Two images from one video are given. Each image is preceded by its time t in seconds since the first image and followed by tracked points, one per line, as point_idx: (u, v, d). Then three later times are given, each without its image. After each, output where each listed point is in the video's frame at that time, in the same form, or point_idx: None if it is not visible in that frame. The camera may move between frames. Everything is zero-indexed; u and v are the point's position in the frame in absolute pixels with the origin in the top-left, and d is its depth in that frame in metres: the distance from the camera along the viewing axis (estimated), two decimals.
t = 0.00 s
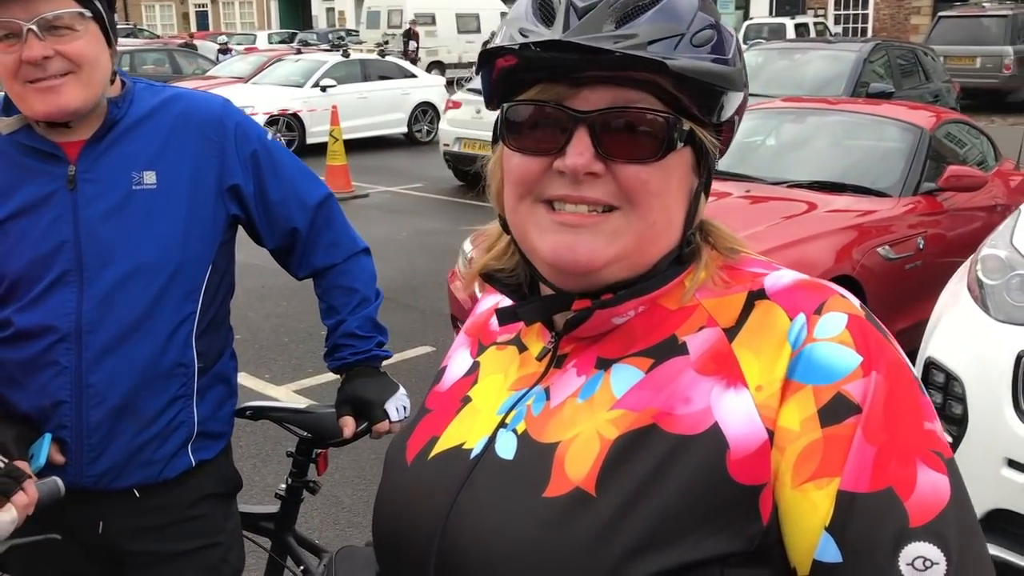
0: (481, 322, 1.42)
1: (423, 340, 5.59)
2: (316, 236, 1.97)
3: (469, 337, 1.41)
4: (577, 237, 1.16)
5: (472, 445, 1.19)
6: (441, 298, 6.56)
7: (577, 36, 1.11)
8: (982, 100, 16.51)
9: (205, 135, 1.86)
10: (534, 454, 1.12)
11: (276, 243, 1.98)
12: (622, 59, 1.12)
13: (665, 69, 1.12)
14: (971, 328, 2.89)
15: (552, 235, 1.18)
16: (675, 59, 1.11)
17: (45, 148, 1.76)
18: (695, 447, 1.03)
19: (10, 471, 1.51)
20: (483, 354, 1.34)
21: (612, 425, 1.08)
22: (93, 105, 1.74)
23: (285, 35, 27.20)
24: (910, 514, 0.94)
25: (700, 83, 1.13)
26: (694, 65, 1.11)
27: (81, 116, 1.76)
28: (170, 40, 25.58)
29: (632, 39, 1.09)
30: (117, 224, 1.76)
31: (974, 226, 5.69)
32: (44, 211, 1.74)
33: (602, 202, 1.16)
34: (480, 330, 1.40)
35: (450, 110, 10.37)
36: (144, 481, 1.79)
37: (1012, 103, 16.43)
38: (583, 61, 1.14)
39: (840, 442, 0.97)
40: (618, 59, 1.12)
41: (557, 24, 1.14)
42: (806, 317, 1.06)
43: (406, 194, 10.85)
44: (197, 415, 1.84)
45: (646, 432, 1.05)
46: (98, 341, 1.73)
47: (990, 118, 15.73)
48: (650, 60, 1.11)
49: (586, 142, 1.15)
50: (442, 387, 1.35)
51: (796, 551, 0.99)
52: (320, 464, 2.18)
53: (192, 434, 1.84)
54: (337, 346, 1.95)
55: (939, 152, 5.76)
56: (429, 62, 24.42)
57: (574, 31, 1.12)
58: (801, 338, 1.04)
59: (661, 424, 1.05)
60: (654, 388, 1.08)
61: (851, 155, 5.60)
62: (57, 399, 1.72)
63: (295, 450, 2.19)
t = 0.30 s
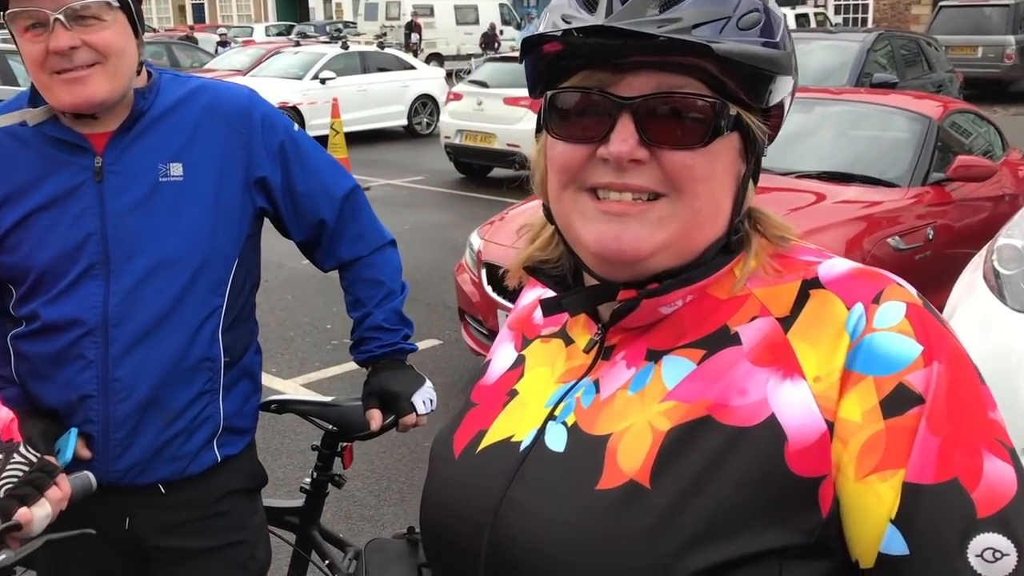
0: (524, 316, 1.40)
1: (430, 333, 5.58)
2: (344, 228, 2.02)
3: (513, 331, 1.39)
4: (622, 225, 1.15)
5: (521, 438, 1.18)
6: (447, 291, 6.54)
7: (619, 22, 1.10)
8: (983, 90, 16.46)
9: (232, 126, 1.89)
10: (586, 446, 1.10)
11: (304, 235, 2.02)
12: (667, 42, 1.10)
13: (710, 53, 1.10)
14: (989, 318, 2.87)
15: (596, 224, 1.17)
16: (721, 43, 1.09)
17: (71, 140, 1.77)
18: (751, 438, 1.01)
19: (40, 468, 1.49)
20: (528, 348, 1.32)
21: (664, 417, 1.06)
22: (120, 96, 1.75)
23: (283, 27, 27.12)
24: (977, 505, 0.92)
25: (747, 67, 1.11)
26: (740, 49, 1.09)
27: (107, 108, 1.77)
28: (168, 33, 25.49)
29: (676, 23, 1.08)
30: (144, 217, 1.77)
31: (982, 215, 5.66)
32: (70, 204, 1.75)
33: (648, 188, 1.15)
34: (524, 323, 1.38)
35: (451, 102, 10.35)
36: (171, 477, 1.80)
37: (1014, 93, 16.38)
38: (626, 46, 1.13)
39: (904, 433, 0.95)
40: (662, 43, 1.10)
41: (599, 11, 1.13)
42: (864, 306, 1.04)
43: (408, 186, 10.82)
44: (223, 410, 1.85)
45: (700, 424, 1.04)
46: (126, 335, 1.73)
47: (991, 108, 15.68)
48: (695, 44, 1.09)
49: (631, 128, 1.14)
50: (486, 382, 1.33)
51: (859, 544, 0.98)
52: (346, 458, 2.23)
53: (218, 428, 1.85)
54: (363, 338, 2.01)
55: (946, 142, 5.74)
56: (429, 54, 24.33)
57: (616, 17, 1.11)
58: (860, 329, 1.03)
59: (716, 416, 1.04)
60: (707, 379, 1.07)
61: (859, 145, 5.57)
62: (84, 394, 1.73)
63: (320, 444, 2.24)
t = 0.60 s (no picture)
0: (597, 303, 1.40)
1: (499, 325, 5.61)
2: (419, 217, 2.08)
3: (585, 318, 1.39)
4: (693, 211, 1.14)
5: (589, 423, 1.19)
6: (517, 283, 6.57)
7: (685, 5, 1.10)
8: None
9: (311, 116, 1.94)
10: (654, 435, 1.11)
11: (380, 225, 2.08)
12: (736, 27, 1.10)
13: (778, 37, 1.09)
14: None
15: (666, 211, 1.16)
16: (789, 25, 1.08)
17: (156, 127, 1.83)
18: (822, 430, 1.01)
19: (122, 444, 1.53)
20: (600, 335, 1.32)
21: (734, 407, 1.07)
22: (205, 87, 1.81)
23: (359, 21, 27.47)
24: None
25: (818, 49, 1.10)
26: (812, 31, 1.08)
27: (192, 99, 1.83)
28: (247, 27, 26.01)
29: (743, 6, 1.08)
30: (225, 203, 1.82)
31: None
32: (155, 191, 1.82)
33: (718, 173, 1.14)
34: (596, 310, 1.38)
35: (524, 96, 10.37)
36: (247, 459, 1.85)
37: None
38: (696, 30, 1.13)
39: (986, 432, 0.94)
40: (728, 27, 1.10)
41: None
42: (947, 301, 1.01)
43: (480, 180, 10.89)
44: (297, 396, 1.90)
45: (770, 415, 1.04)
46: (206, 318, 1.79)
47: None
48: (765, 28, 1.08)
49: (699, 113, 1.14)
50: (557, 367, 1.34)
51: (937, 543, 0.97)
52: (417, 445, 2.26)
53: (293, 413, 1.89)
54: (436, 328, 2.10)
55: None
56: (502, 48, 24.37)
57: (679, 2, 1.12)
58: (941, 325, 1.00)
59: (788, 407, 1.04)
60: (780, 370, 1.06)
61: (941, 140, 5.42)
62: (165, 374, 1.79)
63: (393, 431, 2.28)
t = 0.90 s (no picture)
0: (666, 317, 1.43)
1: (618, 327, 5.64)
2: (521, 223, 2.15)
3: (656, 332, 1.42)
4: (760, 238, 1.15)
5: (646, 434, 1.23)
6: (640, 285, 6.57)
7: (765, 33, 1.10)
8: None
9: (421, 124, 2.04)
10: (703, 448, 1.15)
11: (483, 229, 2.16)
12: (811, 56, 1.09)
13: (854, 68, 1.09)
14: None
15: (733, 234, 1.18)
16: (866, 57, 1.08)
17: (279, 133, 1.97)
18: (863, 455, 1.02)
19: (229, 430, 1.62)
20: (666, 348, 1.36)
21: (782, 427, 1.09)
22: (322, 95, 1.93)
23: (501, 20, 27.89)
24: None
25: (893, 80, 1.09)
26: (888, 63, 1.08)
27: (311, 106, 1.96)
28: (394, 26, 26.76)
29: (823, 36, 1.07)
30: (338, 206, 1.94)
31: None
32: (275, 193, 1.95)
33: (788, 199, 1.15)
34: (666, 324, 1.41)
35: (659, 97, 10.31)
36: (349, 447, 1.97)
37: None
38: (771, 58, 1.12)
39: None
40: (806, 56, 1.09)
41: (744, 21, 1.13)
42: (1000, 336, 1.01)
43: (611, 180, 10.90)
44: (399, 389, 2.01)
45: (817, 437, 1.06)
46: (318, 313, 1.91)
47: None
48: (840, 59, 1.08)
49: (771, 139, 1.14)
50: (624, 378, 1.38)
51: None
52: (513, 443, 2.32)
53: (394, 405, 2.00)
54: (533, 330, 2.16)
55: None
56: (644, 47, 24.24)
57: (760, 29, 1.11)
58: (991, 359, 1.00)
59: (833, 431, 1.05)
60: (830, 394, 1.08)
61: None
62: (278, 363, 1.92)
63: (490, 428, 2.35)
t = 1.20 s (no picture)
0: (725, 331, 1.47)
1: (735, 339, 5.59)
2: (615, 229, 2.22)
3: (713, 345, 1.47)
4: (806, 257, 1.19)
5: (692, 439, 1.29)
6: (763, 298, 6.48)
7: (815, 64, 1.13)
8: None
9: (522, 133, 2.13)
10: (742, 453, 1.19)
11: (578, 235, 2.23)
12: (860, 85, 1.12)
13: (903, 97, 1.11)
14: None
15: (782, 251, 1.22)
16: (916, 87, 1.10)
17: (388, 140, 2.10)
18: (892, 468, 1.05)
19: (324, 414, 1.72)
20: (720, 359, 1.42)
21: (819, 438, 1.12)
22: (429, 103, 2.04)
23: (642, 26, 27.78)
24: None
25: (944, 109, 1.11)
26: (937, 94, 1.10)
27: (418, 114, 2.07)
28: (534, 31, 27.03)
29: (871, 67, 1.10)
30: (439, 209, 2.06)
31: None
32: (382, 195, 2.08)
33: (836, 221, 1.18)
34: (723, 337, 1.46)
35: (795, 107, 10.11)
36: (442, 439, 2.08)
37: None
38: (823, 86, 1.16)
39: None
40: (856, 86, 1.13)
41: (798, 50, 1.17)
42: None
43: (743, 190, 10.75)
44: (490, 385, 2.10)
45: (849, 449, 1.09)
46: (416, 309, 2.03)
47: None
48: (889, 89, 1.11)
49: (821, 163, 1.18)
50: (681, 386, 1.45)
51: None
52: (599, 445, 2.37)
53: (485, 401, 2.10)
54: (622, 336, 2.22)
55: None
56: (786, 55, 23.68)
57: (813, 60, 1.14)
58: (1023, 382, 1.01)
59: (865, 444, 1.08)
60: (865, 409, 1.11)
61: None
62: (377, 354, 2.05)
63: (577, 429, 2.40)
